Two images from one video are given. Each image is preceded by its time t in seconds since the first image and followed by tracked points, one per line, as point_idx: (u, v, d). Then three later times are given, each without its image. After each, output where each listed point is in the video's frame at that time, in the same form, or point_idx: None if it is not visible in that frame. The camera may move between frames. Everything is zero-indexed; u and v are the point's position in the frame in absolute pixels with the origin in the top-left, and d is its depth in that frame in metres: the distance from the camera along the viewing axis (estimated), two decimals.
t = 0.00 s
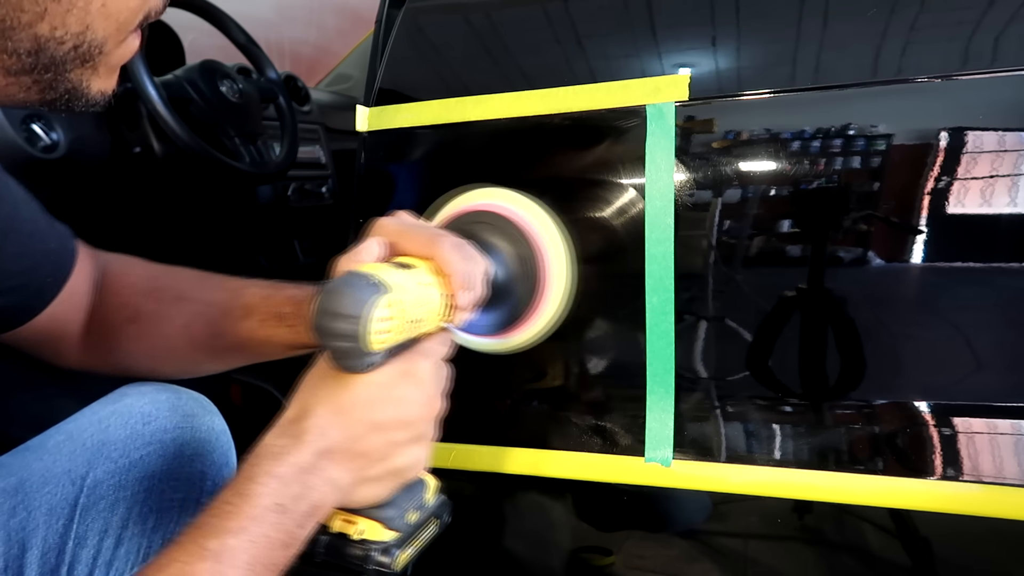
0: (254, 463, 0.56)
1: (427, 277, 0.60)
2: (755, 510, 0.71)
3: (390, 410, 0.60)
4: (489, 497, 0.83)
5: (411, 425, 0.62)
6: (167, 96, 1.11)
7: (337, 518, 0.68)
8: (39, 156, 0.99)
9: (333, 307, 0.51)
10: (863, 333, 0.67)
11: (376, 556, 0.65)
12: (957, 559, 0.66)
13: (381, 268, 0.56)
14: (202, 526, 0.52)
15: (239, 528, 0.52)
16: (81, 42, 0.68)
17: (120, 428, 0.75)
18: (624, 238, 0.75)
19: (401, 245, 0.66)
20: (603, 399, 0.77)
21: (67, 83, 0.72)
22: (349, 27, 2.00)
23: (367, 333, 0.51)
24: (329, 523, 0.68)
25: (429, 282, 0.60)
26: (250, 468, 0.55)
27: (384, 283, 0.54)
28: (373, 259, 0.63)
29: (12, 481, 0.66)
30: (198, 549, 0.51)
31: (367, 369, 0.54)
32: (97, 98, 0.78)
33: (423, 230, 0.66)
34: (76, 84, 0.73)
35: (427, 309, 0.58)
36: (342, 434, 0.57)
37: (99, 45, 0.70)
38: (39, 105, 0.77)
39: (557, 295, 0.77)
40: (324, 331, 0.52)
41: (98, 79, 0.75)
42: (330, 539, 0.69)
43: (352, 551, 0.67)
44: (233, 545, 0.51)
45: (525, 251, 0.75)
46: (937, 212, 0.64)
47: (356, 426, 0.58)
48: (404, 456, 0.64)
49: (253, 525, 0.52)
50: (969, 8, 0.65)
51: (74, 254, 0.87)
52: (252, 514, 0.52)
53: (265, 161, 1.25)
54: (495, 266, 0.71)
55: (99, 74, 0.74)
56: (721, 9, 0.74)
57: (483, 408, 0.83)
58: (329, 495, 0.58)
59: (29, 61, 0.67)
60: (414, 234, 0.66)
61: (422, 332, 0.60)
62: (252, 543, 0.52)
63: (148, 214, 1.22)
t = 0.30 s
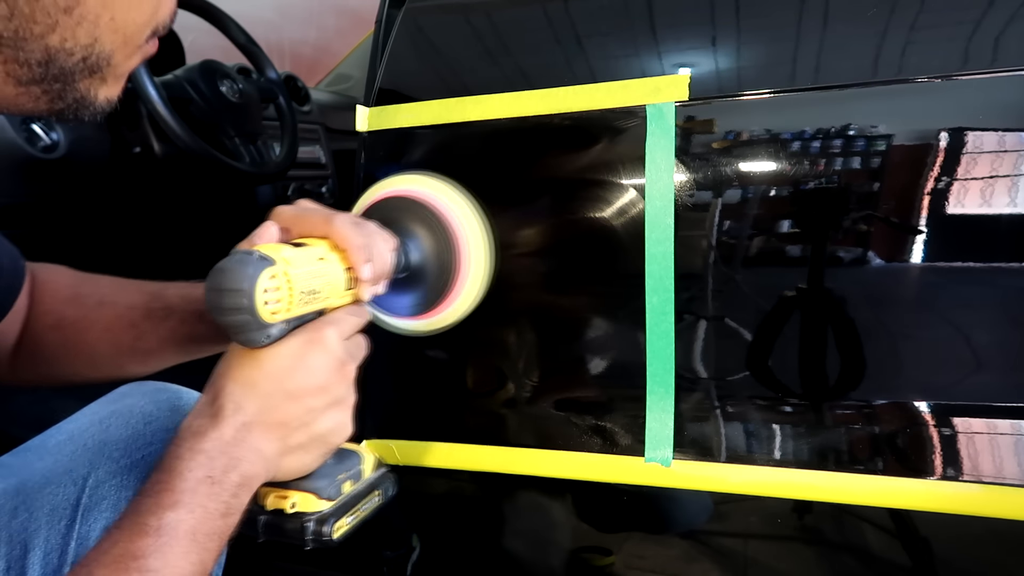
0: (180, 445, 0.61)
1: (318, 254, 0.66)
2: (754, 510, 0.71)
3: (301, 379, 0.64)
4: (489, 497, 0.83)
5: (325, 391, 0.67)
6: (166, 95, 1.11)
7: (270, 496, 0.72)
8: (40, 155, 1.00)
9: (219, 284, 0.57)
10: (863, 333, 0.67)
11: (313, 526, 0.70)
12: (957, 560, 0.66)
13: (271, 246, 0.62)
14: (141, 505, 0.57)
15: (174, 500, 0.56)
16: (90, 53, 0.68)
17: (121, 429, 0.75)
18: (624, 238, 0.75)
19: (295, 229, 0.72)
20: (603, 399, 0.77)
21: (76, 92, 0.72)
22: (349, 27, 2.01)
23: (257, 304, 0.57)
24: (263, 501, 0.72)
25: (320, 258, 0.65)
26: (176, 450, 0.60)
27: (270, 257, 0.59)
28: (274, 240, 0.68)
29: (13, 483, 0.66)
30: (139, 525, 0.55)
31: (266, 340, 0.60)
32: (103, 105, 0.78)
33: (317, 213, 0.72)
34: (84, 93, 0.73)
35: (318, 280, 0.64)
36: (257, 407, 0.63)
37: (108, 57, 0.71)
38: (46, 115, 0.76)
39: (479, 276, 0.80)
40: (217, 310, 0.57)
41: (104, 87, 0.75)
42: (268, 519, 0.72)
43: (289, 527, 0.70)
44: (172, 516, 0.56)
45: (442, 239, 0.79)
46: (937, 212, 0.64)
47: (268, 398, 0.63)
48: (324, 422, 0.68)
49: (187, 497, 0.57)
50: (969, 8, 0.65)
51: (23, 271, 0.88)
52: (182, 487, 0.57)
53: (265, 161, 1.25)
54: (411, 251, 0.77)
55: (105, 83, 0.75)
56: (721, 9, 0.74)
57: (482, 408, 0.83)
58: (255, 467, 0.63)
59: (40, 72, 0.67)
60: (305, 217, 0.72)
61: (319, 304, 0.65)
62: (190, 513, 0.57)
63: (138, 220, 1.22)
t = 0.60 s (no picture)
0: (171, 504, 0.61)
1: (298, 320, 0.64)
2: (754, 510, 0.71)
3: (286, 446, 0.63)
4: (489, 497, 0.83)
5: (309, 457, 0.65)
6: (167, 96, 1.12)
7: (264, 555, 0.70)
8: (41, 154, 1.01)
9: (199, 364, 0.55)
10: (863, 333, 0.67)
11: None
12: (958, 560, 0.66)
13: (248, 321, 0.60)
14: (132, 557, 0.56)
15: (165, 554, 0.56)
16: (104, 91, 0.69)
17: (99, 435, 0.77)
18: (624, 238, 0.75)
19: (271, 295, 0.69)
20: (603, 399, 0.77)
21: (88, 129, 0.72)
22: (349, 27, 2.01)
23: (239, 381, 0.55)
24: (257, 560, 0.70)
25: (300, 324, 0.63)
26: (167, 510, 0.60)
27: (248, 332, 0.58)
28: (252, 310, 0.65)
29: None
30: None
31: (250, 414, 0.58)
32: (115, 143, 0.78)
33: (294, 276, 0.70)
34: (95, 131, 0.73)
35: (300, 348, 0.62)
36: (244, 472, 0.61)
37: (122, 96, 0.71)
38: (58, 148, 0.77)
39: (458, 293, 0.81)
40: (200, 390, 0.56)
41: (118, 125, 0.75)
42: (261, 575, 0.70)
43: None
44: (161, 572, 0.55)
45: (421, 281, 0.81)
46: (937, 212, 0.64)
47: (254, 466, 0.61)
48: (309, 487, 0.66)
49: (176, 553, 0.56)
50: (969, 8, 0.65)
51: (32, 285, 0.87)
52: (172, 542, 0.57)
53: (265, 161, 1.25)
54: (392, 297, 0.79)
55: (119, 122, 0.74)
56: (721, 8, 0.74)
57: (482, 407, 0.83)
58: (242, 534, 0.61)
59: (55, 108, 0.69)
60: (282, 281, 0.69)
61: (303, 370, 0.63)
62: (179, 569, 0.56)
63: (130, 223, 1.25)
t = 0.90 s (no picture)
0: (240, 528, 0.61)
1: (374, 345, 0.63)
2: (755, 510, 0.71)
3: (356, 480, 0.63)
4: (490, 497, 0.83)
5: (379, 490, 0.66)
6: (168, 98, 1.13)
7: None
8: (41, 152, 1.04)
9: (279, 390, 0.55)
10: (863, 333, 0.67)
11: None
12: (957, 560, 0.66)
13: (328, 346, 0.60)
14: None
15: None
16: (101, 98, 0.70)
17: (104, 434, 0.76)
18: (624, 237, 0.75)
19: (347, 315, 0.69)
20: (603, 399, 0.77)
21: (88, 136, 0.73)
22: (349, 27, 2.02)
23: (318, 411, 0.56)
24: None
25: (376, 349, 0.63)
26: (236, 533, 0.61)
27: (329, 359, 0.58)
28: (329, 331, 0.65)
29: None
30: None
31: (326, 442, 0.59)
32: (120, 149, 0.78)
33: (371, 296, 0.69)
34: (97, 137, 0.74)
35: (376, 373, 0.62)
36: (313, 503, 0.62)
37: (120, 102, 0.71)
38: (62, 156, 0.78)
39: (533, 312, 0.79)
40: (278, 416, 0.56)
41: (120, 130, 0.75)
42: None
43: None
44: None
45: (485, 294, 0.80)
46: (937, 212, 0.64)
47: (323, 497, 0.62)
48: (378, 519, 0.67)
49: None
50: (969, 7, 0.65)
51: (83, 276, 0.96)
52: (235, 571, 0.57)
53: (265, 161, 1.25)
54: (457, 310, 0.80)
55: (121, 127, 0.75)
56: (721, 8, 0.74)
57: (483, 408, 0.83)
58: (308, 563, 0.62)
59: (51, 116, 0.70)
60: (359, 302, 0.69)
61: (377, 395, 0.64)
62: None
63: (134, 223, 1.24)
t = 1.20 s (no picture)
0: (318, 539, 0.59)
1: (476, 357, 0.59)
2: (755, 510, 0.71)
3: (445, 499, 0.59)
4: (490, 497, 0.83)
5: (465, 511, 0.61)
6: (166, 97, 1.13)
7: None
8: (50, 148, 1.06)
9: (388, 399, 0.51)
10: (863, 333, 0.67)
11: None
12: (957, 560, 0.66)
13: (433, 356, 0.55)
14: None
15: None
16: (96, 97, 0.70)
17: (97, 428, 0.76)
18: (624, 237, 0.75)
19: (444, 320, 0.64)
20: (602, 399, 0.77)
21: (82, 137, 0.74)
22: (350, 27, 2.01)
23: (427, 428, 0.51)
24: None
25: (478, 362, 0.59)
26: (313, 545, 0.58)
27: (438, 372, 0.53)
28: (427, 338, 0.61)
29: None
30: None
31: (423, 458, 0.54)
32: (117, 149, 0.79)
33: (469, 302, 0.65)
34: (92, 138, 0.75)
35: (478, 389, 0.57)
36: (396, 520, 0.58)
37: (116, 101, 0.71)
38: (57, 156, 0.78)
39: (614, 315, 0.75)
40: (380, 426, 0.52)
41: (117, 131, 0.76)
42: None
43: None
44: None
45: (561, 297, 0.77)
46: (937, 212, 0.64)
47: (407, 514, 0.58)
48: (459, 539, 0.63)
49: None
50: (969, 8, 0.65)
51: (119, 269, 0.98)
52: None
53: (265, 161, 1.25)
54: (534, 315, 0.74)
55: (117, 127, 0.75)
56: (721, 8, 0.74)
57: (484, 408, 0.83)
58: None
59: (43, 116, 0.69)
60: (457, 307, 0.64)
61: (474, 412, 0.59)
62: None
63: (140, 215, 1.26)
